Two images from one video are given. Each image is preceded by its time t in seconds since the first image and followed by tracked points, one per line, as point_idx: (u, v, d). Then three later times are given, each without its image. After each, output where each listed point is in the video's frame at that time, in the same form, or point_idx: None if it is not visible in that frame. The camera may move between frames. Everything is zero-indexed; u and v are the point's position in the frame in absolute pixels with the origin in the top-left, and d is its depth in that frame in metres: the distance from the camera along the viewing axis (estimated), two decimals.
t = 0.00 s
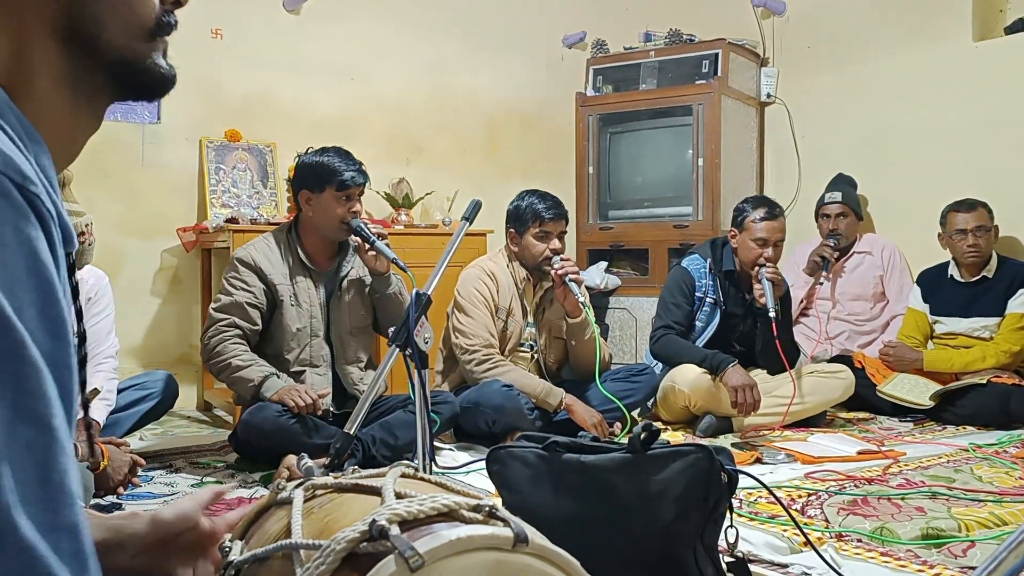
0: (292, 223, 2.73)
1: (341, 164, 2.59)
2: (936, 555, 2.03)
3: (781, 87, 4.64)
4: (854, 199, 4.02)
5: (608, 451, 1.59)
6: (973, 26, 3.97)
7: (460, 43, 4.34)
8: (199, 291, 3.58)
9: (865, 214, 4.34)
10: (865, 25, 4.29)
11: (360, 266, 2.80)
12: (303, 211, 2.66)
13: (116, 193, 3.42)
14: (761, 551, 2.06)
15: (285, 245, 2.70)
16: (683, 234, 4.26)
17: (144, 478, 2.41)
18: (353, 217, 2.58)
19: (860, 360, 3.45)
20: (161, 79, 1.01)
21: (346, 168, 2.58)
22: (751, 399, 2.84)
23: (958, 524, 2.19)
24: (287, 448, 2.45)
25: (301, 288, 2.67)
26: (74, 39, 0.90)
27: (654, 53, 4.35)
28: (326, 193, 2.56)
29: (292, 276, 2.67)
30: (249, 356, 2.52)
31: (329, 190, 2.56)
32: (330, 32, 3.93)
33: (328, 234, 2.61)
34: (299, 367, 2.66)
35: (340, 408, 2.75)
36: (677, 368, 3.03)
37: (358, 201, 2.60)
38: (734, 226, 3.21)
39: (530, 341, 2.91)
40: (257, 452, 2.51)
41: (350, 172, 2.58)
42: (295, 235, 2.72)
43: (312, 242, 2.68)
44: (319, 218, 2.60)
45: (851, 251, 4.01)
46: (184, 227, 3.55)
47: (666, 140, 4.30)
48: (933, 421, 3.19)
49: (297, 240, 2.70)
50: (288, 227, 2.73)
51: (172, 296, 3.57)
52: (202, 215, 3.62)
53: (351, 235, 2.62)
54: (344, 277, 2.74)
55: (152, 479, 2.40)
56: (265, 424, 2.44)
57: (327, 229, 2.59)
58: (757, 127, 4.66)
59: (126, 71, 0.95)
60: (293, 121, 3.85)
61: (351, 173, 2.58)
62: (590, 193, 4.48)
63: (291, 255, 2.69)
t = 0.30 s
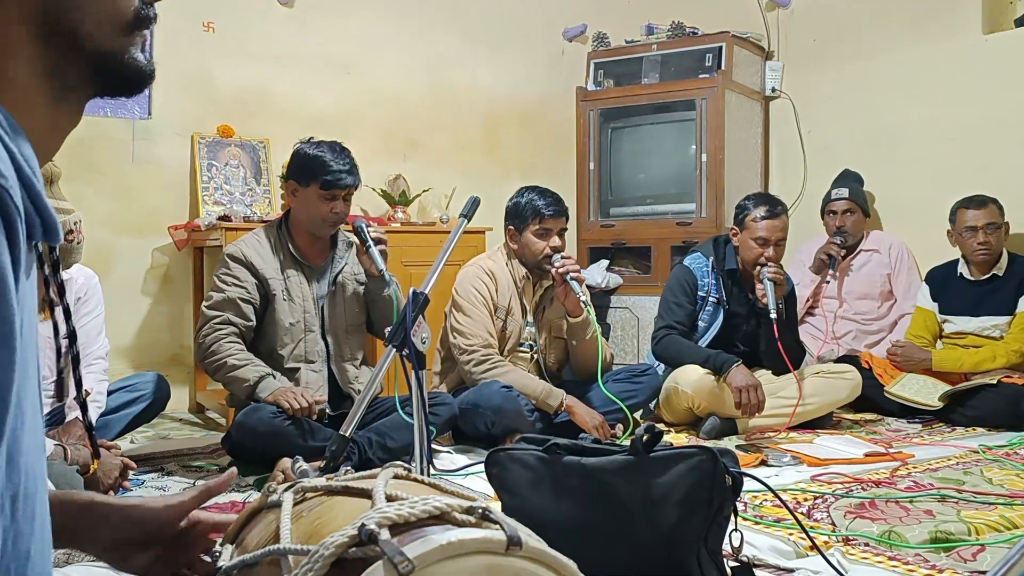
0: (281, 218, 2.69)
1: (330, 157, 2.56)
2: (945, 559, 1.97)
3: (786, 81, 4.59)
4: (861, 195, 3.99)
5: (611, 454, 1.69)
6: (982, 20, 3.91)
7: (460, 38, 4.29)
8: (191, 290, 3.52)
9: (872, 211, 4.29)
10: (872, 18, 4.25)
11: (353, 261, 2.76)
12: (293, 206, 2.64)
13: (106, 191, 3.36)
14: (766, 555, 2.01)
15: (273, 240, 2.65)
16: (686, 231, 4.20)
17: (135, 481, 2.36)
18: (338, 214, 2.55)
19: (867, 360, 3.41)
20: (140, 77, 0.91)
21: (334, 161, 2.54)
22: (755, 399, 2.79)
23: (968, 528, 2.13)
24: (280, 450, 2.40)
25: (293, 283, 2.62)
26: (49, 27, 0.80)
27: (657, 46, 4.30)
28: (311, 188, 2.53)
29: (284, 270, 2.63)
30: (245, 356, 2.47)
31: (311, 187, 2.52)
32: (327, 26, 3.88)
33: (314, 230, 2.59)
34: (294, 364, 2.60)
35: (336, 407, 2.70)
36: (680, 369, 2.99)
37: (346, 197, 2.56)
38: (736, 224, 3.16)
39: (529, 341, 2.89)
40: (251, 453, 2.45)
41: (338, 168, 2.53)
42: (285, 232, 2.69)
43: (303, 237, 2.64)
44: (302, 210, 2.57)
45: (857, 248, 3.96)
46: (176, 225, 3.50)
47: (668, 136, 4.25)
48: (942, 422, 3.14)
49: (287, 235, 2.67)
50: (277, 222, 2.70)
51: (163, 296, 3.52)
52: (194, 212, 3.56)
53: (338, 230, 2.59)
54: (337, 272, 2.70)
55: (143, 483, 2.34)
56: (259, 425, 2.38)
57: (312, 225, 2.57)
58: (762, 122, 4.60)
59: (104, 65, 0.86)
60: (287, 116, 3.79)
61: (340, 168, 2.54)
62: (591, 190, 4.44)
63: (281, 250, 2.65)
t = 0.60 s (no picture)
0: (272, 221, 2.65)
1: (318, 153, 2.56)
2: (948, 563, 1.93)
3: (786, 78, 4.55)
4: (864, 193, 3.96)
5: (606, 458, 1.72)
6: (986, 15, 3.88)
7: (456, 34, 4.24)
8: (181, 290, 3.48)
9: (874, 209, 4.26)
10: (874, 14, 4.22)
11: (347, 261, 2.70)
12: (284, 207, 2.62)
13: (93, 189, 3.32)
14: (767, 559, 1.97)
15: (265, 240, 2.60)
16: (685, 230, 4.16)
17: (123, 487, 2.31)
18: (330, 206, 2.53)
19: (869, 361, 3.37)
20: (131, 66, 0.81)
21: (323, 154, 2.54)
22: (756, 400, 2.77)
23: (972, 531, 2.09)
24: (271, 447, 2.36)
25: (284, 283, 2.57)
26: (26, 14, 0.71)
27: (655, 42, 4.25)
28: (301, 181, 2.52)
29: (276, 270, 2.58)
30: (245, 356, 2.44)
31: (300, 181, 2.52)
32: (319, 21, 3.83)
33: (305, 226, 2.55)
34: (284, 365, 2.56)
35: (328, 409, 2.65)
36: (679, 371, 2.95)
37: (336, 189, 2.55)
38: (735, 223, 3.12)
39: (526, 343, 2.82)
40: (239, 452, 2.40)
41: (327, 161, 2.53)
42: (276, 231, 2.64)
43: (296, 235, 2.59)
44: (291, 206, 2.55)
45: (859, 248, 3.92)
46: (165, 225, 3.46)
47: (667, 133, 4.21)
48: (946, 424, 3.10)
49: (279, 235, 2.62)
50: (269, 224, 2.65)
51: (152, 296, 3.47)
52: (183, 211, 3.51)
53: (330, 224, 2.55)
54: (331, 272, 2.64)
55: (131, 488, 2.30)
56: (250, 421, 2.33)
57: (302, 219, 2.53)
58: (762, 119, 4.56)
59: (92, 55, 0.76)
60: (279, 113, 3.74)
61: (329, 161, 2.54)
62: (588, 188, 4.39)
63: (273, 249, 2.60)
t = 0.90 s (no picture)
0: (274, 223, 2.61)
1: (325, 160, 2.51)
2: (948, 572, 1.90)
3: (783, 78, 4.52)
4: (861, 196, 3.92)
5: (599, 464, 1.71)
6: (985, 15, 3.85)
7: (449, 34, 4.21)
8: (167, 294, 3.43)
9: (873, 212, 4.22)
10: (871, 14, 4.19)
11: (346, 272, 2.66)
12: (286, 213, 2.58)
13: (76, 191, 3.27)
14: (763, 569, 1.93)
15: (266, 243, 2.56)
16: (680, 233, 4.13)
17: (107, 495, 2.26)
18: (330, 218, 2.49)
19: (868, 366, 3.34)
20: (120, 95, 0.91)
21: (329, 164, 2.49)
22: (752, 407, 2.75)
23: (972, 539, 2.05)
24: (251, 436, 2.31)
25: (283, 290, 2.53)
26: (54, 34, 0.80)
27: (650, 42, 4.21)
28: (303, 190, 2.48)
29: (275, 276, 2.55)
30: (251, 363, 2.41)
31: (303, 189, 2.48)
32: (310, 21, 3.79)
33: (303, 235, 2.52)
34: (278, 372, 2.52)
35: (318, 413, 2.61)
36: (675, 376, 2.92)
37: (338, 200, 2.50)
38: (732, 226, 3.09)
39: (519, 347, 2.76)
40: (222, 448, 2.37)
41: (332, 170, 2.49)
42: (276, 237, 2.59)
43: (295, 242, 2.56)
44: (292, 215, 2.51)
45: (857, 250, 3.89)
46: (151, 227, 3.41)
47: (662, 134, 4.17)
48: (945, 430, 3.07)
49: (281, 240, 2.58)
50: (271, 227, 2.61)
51: (137, 299, 3.42)
52: (170, 213, 3.47)
53: (328, 235, 2.52)
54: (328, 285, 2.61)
55: (116, 496, 2.25)
56: (230, 408, 2.31)
57: (302, 228, 2.50)
58: (759, 120, 4.52)
59: (96, 82, 0.85)
60: (267, 112, 3.69)
61: (335, 171, 2.49)
62: (583, 191, 4.35)
63: (274, 254, 2.56)
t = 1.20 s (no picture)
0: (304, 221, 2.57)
1: (363, 165, 2.46)
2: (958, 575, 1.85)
3: (789, 74, 4.48)
4: (869, 193, 3.88)
5: (602, 465, 1.67)
6: (994, 8, 3.80)
7: (450, 30, 4.17)
8: (162, 292, 3.40)
9: (880, 209, 4.18)
10: (878, 8, 4.16)
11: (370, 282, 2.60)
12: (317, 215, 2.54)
13: (68, 189, 3.24)
14: (770, 571, 1.89)
15: (296, 242, 2.51)
16: (684, 231, 4.09)
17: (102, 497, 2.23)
18: (360, 226, 2.45)
19: (876, 364, 3.29)
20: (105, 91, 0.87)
21: (364, 170, 2.44)
22: (756, 402, 2.72)
23: (981, 541, 2.01)
24: (250, 442, 2.29)
25: (307, 294, 2.49)
26: (58, 32, 0.75)
27: (653, 36, 4.18)
28: (336, 194, 2.44)
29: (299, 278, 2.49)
30: (269, 367, 2.36)
31: (337, 193, 2.44)
32: (307, 16, 3.76)
33: (331, 239, 2.48)
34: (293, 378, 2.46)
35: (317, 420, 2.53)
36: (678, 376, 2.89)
37: (370, 207, 2.46)
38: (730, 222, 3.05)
39: (520, 347, 2.73)
40: (221, 453, 2.36)
41: (366, 176, 2.44)
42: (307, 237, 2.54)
43: (322, 244, 2.52)
44: (323, 218, 2.48)
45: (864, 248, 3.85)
46: (145, 225, 3.38)
47: (665, 130, 4.13)
48: (953, 430, 3.03)
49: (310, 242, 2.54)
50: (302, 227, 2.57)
51: (132, 299, 3.39)
52: (166, 212, 3.43)
53: (356, 242, 2.48)
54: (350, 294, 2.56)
55: (111, 498, 2.22)
56: (230, 413, 2.29)
57: (331, 231, 2.46)
58: (765, 116, 4.48)
59: (90, 81, 0.81)
60: (262, 109, 3.65)
61: (372, 177, 2.45)
62: (585, 188, 4.30)
63: (303, 256, 2.50)
